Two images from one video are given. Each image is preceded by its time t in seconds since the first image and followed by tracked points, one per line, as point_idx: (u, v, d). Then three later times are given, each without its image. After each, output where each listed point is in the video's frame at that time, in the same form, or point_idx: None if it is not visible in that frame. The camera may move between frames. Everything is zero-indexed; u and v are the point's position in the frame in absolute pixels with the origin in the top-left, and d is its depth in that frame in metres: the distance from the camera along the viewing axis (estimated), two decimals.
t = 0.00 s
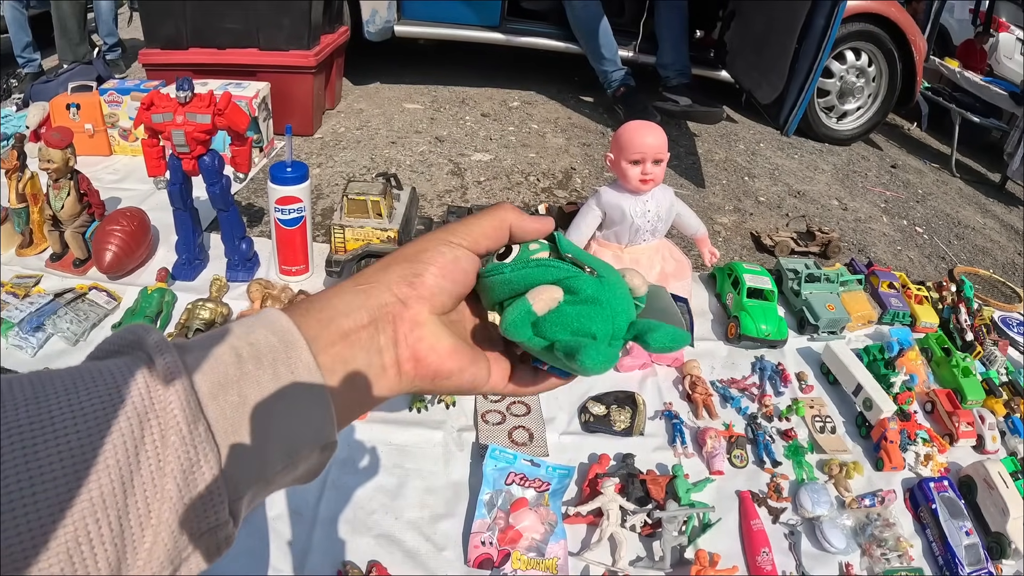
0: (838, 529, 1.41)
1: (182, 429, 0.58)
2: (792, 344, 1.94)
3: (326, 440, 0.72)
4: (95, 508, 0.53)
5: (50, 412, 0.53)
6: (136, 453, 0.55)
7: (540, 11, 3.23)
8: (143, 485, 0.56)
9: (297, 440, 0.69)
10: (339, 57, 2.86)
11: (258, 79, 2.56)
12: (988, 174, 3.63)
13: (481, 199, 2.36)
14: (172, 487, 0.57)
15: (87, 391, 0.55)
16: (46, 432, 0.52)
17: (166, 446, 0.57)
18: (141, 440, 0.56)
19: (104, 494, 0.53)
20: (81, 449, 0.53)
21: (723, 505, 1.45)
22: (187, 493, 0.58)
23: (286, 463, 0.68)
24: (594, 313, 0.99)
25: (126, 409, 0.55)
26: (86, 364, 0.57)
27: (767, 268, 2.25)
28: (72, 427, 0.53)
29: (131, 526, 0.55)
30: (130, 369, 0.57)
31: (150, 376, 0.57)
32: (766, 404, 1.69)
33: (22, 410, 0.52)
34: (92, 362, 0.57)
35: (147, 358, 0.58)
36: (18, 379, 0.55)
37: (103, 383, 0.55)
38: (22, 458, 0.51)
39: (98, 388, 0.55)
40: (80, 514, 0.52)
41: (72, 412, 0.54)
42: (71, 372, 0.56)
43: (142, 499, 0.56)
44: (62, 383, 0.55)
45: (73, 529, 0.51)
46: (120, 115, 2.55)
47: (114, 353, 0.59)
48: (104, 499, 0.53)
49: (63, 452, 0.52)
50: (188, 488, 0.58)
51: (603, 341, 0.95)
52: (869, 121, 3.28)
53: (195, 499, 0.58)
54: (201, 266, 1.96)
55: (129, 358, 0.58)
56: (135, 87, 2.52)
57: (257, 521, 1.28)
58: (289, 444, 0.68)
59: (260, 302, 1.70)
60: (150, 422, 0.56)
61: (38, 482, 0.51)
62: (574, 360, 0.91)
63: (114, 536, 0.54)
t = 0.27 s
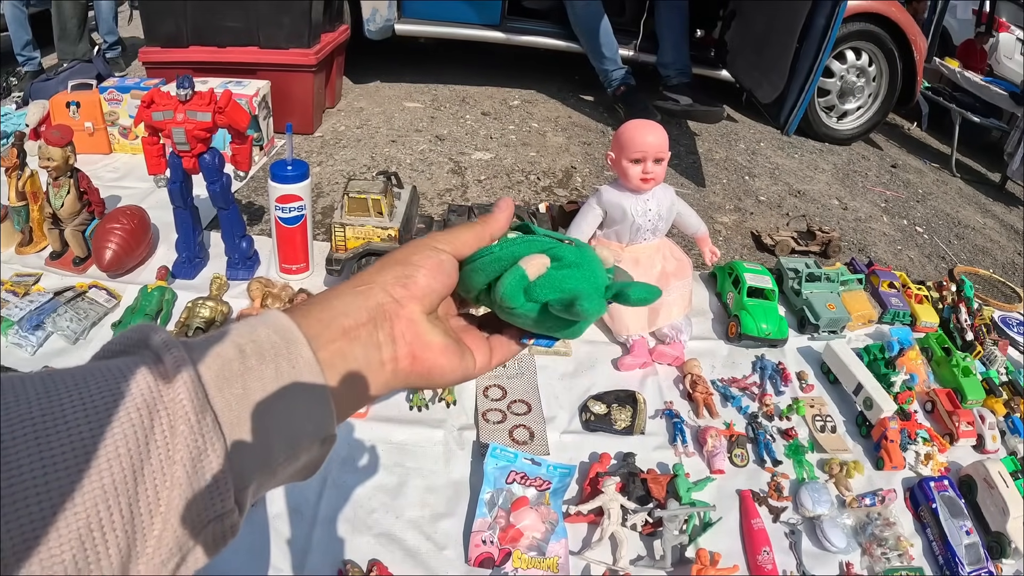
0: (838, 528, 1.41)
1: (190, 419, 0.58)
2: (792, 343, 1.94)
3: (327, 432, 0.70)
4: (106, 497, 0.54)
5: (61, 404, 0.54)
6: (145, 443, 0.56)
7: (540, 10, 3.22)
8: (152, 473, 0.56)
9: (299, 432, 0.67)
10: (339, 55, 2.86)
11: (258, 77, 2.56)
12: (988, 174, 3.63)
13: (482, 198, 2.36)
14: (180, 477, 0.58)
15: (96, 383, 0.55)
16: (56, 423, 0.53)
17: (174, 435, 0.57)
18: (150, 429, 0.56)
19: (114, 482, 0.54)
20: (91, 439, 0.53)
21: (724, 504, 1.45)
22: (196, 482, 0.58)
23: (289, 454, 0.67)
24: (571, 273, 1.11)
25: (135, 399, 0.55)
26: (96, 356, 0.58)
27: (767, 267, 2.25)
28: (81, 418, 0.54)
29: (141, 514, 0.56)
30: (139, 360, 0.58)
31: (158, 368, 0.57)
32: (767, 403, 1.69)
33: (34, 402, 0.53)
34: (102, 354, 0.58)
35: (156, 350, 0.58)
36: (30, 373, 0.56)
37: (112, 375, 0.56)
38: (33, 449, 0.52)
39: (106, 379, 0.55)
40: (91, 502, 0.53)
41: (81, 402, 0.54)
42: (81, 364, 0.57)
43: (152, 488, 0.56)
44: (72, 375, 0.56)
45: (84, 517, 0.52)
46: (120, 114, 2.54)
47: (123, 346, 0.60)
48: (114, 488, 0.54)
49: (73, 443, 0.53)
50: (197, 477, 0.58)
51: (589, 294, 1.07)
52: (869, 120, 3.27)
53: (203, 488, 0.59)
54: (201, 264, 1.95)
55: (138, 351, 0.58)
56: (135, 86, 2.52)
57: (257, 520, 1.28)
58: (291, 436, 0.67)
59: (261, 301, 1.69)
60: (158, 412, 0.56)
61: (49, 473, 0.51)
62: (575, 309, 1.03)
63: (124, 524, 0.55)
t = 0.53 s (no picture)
0: (836, 529, 1.42)
1: (202, 433, 0.58)
2: (791, 345, 1.95)
3: (336, 439, 0.72)
4: (122, 515, 0.54)
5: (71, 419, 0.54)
6: (159, 459, 0.56)
7: (541, 10, 3.23)
8: (168, 489, 0.56)
9: (310, 441, 0.69)
10: (340, 56, 2.86)
11: (259, 77, 2.56)
12: (988, 176, 3.64)
13: (482, 199, 2.36)
14: (195, 491, 0.57)
15: (106, 397, 0.55)
16: (68, 440, 0.53)
17: (188, 449, 0.57)
18: (163, 445, 0.56)
19: (131, 499, 0.54)
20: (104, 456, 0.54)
21: (723, 505, 1.46)
22: (211, 496, 0.58)
23: (301, 462, 0.68)
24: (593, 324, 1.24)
25: (147, 416, 0.55)
26: (106, 367, 0.58)
27: (767, 269, 2.26)
28: (92, 436, 0.54)
29: (158, 529, 0.56)
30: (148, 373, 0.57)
31: (171, 383, 0.57)
32: (767, 405, 1.70)
33: (45, 419, 0.53)
34: (112, 366, 0.58)
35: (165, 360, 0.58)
36: (41, 386, 0.56)
37: (121, 389, 0.56)
38: (46, 468, 0.52)
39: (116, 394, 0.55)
40: (109, 520, 0.53)
41: (92, 419, 0.54)
42: (89, 375, 0.57)
43: (167, 503, 0.56)
44: (81, 387, 0.56)
45: (102, 535, 0.53)
46: (121, 114, 2.55)
47: (132, 355, 0.60)
48: (130, 504, 0.54)
49: (86, 462, 0.53)
50: (210, 493, 0.58)
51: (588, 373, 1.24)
52: (869, 121, 3.28)
53: (218, 502, 0.59)
54: (202, 265, 1.96)
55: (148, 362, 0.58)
56: (136, 86, 2.52)
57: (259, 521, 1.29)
58: (302, 444, 0.69)
59: (262, 302, 1.70)
60: (169, 428, 0.57)
61: (66, 491, 0.52)
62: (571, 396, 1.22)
63: (142, 539, 0.55)
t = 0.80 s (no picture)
0: (836, 528, 1.42)
1: (209, 442, 0.57)
2: (791, 343, 1.95)
3: (339, 439, 0.73)
4: (126, 524, 0.53)
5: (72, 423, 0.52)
6: (165, 467, 0.55)
7: (541, 10, 3.22)
8: (172, 499, 0.55)
9: (313, 440, 0.70)
10: (340, 54, 2.86)
11: (259, 76, 2.56)
12: (988, 176, 3.64)
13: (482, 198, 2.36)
14: (201, 500, 0.57)
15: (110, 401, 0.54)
16: (70, 446, 0.51)
17: (196, 459, 0.56)
18: (169, 453, 0.55)
19: (135, 509, 0.53)
20: (109, 464, 0.52)
21: (723, 504, 1.46)
22: (216, 506, 0.58)
23: (302, 462, 0.69)
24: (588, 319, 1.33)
25: (154, 424, 0.54)
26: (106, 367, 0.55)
27: (767, 268, 2.26)
28: (95, 443, 0.52)
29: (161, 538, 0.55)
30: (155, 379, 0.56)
31: (180, 390, 0.56)
32: (766, 403, 1.70)
33: (42, 423, 0.51)
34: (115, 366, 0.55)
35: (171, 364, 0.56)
36: (34, 385, 0.53)
37: (126, 394, 0.54)
38: (46, 476, 0.50)
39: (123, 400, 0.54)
40: (113, 528, 0.52)
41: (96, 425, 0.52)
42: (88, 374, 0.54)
43: (172, 511, 0.55)
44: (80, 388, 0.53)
45: (106, 544, 0.52)
46: (121, 112, 2.54)
47: (129, 355, 0.57)
48: (135, 513, 0.53)
49: (90, 471, 0.51)
50: (215, 501, 0.58)
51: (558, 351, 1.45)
52: (869, 121, 3.28)
53: (223, 511, 0.58)
54: (201, 263, 1.96)
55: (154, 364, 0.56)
56: (136, 84, 2.52)
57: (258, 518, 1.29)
58: (305, 443, 0.69)
59: (261, 300, 1.70)
60: (177, 436, 0.55)
61: (72, 502, 0.50)
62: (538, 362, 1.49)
63: (146, 548, 0.54)
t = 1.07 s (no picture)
0: (839, 527, 1.43)
1: (240, 454, 0.53)
2: (793, 343, 1.95)
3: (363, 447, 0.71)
4: (155, 537, 0.51)
5: (99, 432, 0.50)
6: (195, 478, 0.52)
7: (543, 10, 3.23)
8: (202, 512, 0.53)
9: (342, 448, 0.68)
10: (343, 54, 2.86)
11: (262, 76, 2.56)
12: (987, 177, 3.65)
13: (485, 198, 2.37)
14: (232, 516, 0.53)
15: (140, 410, 0.53)
16: (99, 453, 0.50)
17: (225, 470, 0.53)
18: (198, 464, 0.52)
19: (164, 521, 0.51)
20: (137, 474, 0.51)
21: (726, 502, 1.47)
22: (247, 523, 0.54)
23: (332, 471, 0.66)
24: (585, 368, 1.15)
25: (183, 433, 0.52)
26: (137, 374, 0.54)
27: (769, 269, 2.27)
28: (122, 450, 0.51)
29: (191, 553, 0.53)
30: (185, 386, 0.54)
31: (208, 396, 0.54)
32: (769, 403, 1.71)
33: (70, 430, 0.50)
34: (145, 373, 0.54)
35: (198, 366, 0.55)
36: (65, 392, 0.52)
37: (156, 402, 0.53)
38: (75, 485, 0.48)
39: (152, 408, 0.53)
40: (142, 540, 0.50)
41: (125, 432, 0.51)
42: (119, 381, 0.53)
43: (202, 524, 0.53)
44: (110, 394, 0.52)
45: (134, 557, 0.50)
46: (124, 112, 2.55)
47: (152, 356, 0.57)
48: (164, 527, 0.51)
49: (115, 477, 0.50)
50: (247, 518, 0.54)
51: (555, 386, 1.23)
52: (870, 122, 3.28)
53: (254, 528, 0.55)
54: (206, 262, 1.97)
55: (182, 370, 0.55)
56: (139, 84, 2.52)
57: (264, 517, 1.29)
58: (336, 453, 0.67)
59: (266, 299, 1.70)
60: (206, 447, 0.53)
61: (98, 509, 0.49)
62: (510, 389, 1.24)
63: (175, 563, 0.52)
